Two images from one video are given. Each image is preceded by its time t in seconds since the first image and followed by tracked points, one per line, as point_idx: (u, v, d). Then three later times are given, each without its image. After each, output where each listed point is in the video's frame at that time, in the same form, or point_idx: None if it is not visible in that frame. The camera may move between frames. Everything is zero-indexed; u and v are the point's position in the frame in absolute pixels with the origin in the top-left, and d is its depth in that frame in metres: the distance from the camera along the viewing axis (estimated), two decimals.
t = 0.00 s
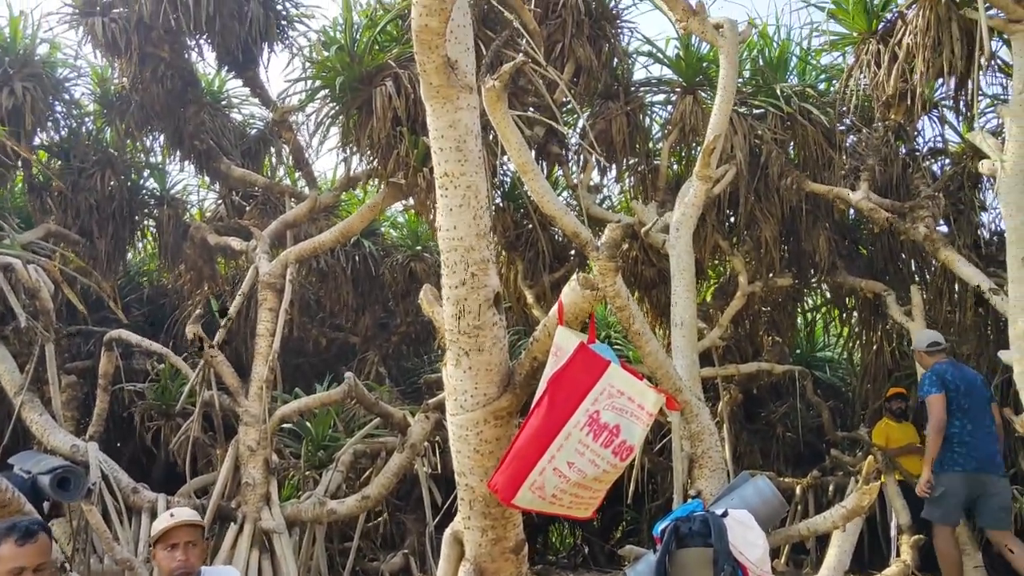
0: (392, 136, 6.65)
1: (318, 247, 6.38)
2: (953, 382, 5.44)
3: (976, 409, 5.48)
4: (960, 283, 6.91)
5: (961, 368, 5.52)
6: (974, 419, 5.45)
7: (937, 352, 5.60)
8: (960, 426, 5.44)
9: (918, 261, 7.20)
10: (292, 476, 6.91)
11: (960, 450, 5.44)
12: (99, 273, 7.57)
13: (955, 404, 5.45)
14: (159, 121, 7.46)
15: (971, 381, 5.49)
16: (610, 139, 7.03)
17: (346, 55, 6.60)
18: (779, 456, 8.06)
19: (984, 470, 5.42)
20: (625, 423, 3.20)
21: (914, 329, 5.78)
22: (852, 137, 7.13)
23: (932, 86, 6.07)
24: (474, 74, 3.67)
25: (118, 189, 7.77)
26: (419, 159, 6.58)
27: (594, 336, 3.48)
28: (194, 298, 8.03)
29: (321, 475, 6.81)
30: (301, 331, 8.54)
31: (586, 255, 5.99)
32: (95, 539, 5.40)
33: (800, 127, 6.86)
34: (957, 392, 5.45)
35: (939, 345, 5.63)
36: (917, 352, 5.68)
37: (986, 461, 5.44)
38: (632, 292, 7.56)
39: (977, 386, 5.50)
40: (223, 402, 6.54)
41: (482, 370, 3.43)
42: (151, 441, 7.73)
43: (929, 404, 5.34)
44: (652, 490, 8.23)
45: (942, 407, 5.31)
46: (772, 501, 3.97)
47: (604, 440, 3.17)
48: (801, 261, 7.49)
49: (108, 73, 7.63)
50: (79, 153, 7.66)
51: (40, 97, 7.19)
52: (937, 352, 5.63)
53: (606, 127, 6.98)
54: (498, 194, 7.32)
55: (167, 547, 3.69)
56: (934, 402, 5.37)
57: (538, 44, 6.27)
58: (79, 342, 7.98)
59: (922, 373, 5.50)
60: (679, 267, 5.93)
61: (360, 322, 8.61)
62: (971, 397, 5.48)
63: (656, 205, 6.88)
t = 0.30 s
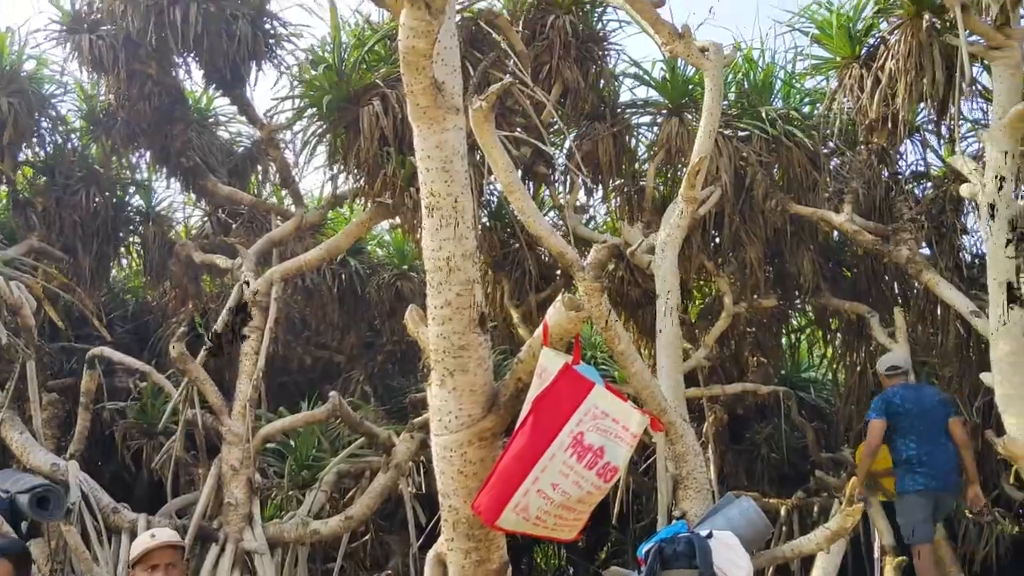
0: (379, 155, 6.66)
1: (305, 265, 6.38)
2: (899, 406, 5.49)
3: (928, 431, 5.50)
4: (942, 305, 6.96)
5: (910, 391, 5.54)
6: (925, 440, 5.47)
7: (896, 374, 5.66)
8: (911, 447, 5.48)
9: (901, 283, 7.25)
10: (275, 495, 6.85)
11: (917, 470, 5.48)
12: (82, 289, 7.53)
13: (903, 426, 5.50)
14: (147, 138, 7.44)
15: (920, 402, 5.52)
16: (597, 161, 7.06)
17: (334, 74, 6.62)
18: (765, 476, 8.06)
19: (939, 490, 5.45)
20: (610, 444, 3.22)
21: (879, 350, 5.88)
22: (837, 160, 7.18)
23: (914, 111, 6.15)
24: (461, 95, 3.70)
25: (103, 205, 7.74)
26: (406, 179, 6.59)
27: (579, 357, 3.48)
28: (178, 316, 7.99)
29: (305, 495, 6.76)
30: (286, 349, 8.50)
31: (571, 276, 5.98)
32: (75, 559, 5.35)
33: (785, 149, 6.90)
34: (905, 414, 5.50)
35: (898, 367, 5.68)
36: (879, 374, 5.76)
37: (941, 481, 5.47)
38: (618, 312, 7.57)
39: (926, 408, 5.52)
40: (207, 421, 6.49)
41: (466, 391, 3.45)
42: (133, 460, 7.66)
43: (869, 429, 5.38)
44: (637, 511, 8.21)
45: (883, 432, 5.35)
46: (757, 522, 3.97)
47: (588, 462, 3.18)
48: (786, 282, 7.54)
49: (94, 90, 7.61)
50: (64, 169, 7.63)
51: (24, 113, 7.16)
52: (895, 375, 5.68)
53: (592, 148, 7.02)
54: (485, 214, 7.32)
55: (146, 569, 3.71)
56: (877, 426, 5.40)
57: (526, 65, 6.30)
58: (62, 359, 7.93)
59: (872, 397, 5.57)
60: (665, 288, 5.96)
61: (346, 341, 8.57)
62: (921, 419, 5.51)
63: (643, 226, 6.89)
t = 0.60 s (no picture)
0: (365, 173, 6.66)
1: (291, 281, 6.35)
2: (858, 441, 5.47)
3: (887, 467, 5.47)
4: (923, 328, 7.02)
5: (872, 427, 5.54)
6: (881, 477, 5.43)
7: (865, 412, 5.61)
8: (867, 482, 5.45)
9: (883, 305, 7.30)
10: (255, 514, 6.86)
11: (872, 504, 5.45)
12: (63, 305, 7.48)
13: (863, 461, 5.48)
14: (132, 153, 7.42)
15: (882, 439, 5.50)
16: (582, 181, 7.09)
17: (320, 92, 6.63)
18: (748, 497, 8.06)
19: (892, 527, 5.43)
20: (593, 466, 3.23)
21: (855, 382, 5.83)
22: (820, 182, 7.24)
23: (896, 135, 6.21)
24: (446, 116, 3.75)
25: (87, 220, 7.70)
26: (392, 198, 6.59)
27: (563, 380, 3.45)
28: (160, 332, 7.95)
29: (286, 513, 6.71)
30: (269, 366, 8.46)
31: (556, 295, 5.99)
32: None
33: (768, 171, 6.95)
34: (865, 449, 5.49)
35: (869, 402, 5.63)
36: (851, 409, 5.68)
37: (894, 518, 5.44)
38: (602, 332, 7.58)
39: (887, 444, 5.49)
40: (187, 439, 6.45)
41: (449, 411, 3.45)
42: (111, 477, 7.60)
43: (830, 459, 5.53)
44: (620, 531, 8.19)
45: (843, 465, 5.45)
46: (739, 543, 3.97)
47: (572, 483, 3.18)
48: (769, 302, 7.57)
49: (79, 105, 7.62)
50: (48, 184, 7.61)
51: (7, 128, 7.16)
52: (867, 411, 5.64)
53: (578, 169, 7.05)
54: (470, 233, 7.31)
55: None
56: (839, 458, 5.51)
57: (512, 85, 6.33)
58: (42, 375, 7.87)
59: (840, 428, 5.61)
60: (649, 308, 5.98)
61: (329, 359, 8.53)
62: (881, 454, 5.48)
63: (627, 246, 6.92)
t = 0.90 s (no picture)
0: (349, 189, 6.65)
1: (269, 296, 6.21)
2: (818, 452, 5.70)
3: (848, 479, 5.61)
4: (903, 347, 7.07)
5: (836, 440, 5.76)
6: (838, 486, 5.59)
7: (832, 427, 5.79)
8: (828, 492, 5.61)
9: (863, 323, 7.35)
10: (235, 529, 6.66)
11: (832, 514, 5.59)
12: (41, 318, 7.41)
13: (824, 472, 5.69)
14: (114, 165, 7.35)
15: (844, 451, 5.68)
16: (566, 199, 7.11)
17: (305, 107, 6.63)
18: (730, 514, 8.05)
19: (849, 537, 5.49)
20: (575, 485, 3.22)
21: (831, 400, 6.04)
22: (801, 202, 7.30)
23: (875, 156, 6.28)
24: (431, 133, 3.79)
25: (67, 232, 7.63)
26: (376, 213, 6.58)
27: (545, 397, 3.45)
28: (140, 346, 7.89)
29: (266, 529, 6.64)
30: (250, 381, 8.42)
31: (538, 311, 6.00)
32: None
33: (750, 190, 7.00)
34: (827, 460, 5.70)
35: (838, 419, 5.81)
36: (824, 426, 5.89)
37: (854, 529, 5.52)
38: (585, 349, 7.59)
39: (848, 456, 5.66)
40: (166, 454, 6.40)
41: (431, 428, 3.53)
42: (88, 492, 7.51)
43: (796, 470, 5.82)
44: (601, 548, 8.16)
45: (806, 474, 5.71)
46: (720, 561, 3.96)
47: (553, 503, 3.18)
48: (751, 320, 7.59)
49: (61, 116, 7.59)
50: (28, 196, 7.54)
51: None
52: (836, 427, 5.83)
53: (562, 186, 7.08)
54: (454, 248, 7.31)
55: None
56: (804, 469, 5.76)
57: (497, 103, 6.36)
58: (19, 388, 7.78)
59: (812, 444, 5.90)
60: (632, 325, 6.01)
61: (312, 373, 8.48)
62: (843, 466, 5.65)
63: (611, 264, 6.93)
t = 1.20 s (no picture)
0: (328, 202, 6.64)
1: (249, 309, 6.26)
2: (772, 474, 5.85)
3: (801, 501, 5.80)
4: (878, 365, 7.12)
5: (789, 459, 5.92)
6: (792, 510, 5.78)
7: (788, 446, 5.92)
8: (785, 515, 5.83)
9: (840, 340, 7.41)
10: (209, 545, 6.54)
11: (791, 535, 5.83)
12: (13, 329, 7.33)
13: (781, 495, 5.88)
14: (91, 177, 7.26)
15: (796, 471, 5.86)
16: (546, 214, 7.12)
17: (285, 119, 6.63)
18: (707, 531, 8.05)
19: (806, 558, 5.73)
20: (550, 501, 3.23)
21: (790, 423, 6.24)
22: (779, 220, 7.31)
23: (852, 175, 6.34)
24: (410, 148, 3.83)
25: (42, 243, 7.55)
26: (355, 226, 6.56)
27: (523, 413, 3.51)
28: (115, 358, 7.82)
29: (241, 543, 6.56)
30: (226, 394, 8.34)
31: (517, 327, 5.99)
32: None
33: (730, 208, 7.01)
34: (782, 483, 5.87)
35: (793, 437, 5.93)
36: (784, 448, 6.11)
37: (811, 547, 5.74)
38: (564, 364, 7.58)
39: (800, 475, 5.84)
40: (140, 468, 6.33)
41: (408, 444, 3.56)
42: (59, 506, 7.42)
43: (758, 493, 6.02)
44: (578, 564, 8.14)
45: (767, 496, 5.81)
46: None
47: (527, 519, 3.20)
48: (729, 337, 7.62)
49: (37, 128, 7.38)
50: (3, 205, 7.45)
51: None
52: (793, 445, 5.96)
53: (542, 202, 7.10)
54: (433, 262, 7.29)
55: None
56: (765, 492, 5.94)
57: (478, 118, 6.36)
58: None
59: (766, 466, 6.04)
60: (609, 340, 6.02)
61: (288, 387, 8.42)
62: (797, 485, 5.84)
63: (590, 279, 6.94)
